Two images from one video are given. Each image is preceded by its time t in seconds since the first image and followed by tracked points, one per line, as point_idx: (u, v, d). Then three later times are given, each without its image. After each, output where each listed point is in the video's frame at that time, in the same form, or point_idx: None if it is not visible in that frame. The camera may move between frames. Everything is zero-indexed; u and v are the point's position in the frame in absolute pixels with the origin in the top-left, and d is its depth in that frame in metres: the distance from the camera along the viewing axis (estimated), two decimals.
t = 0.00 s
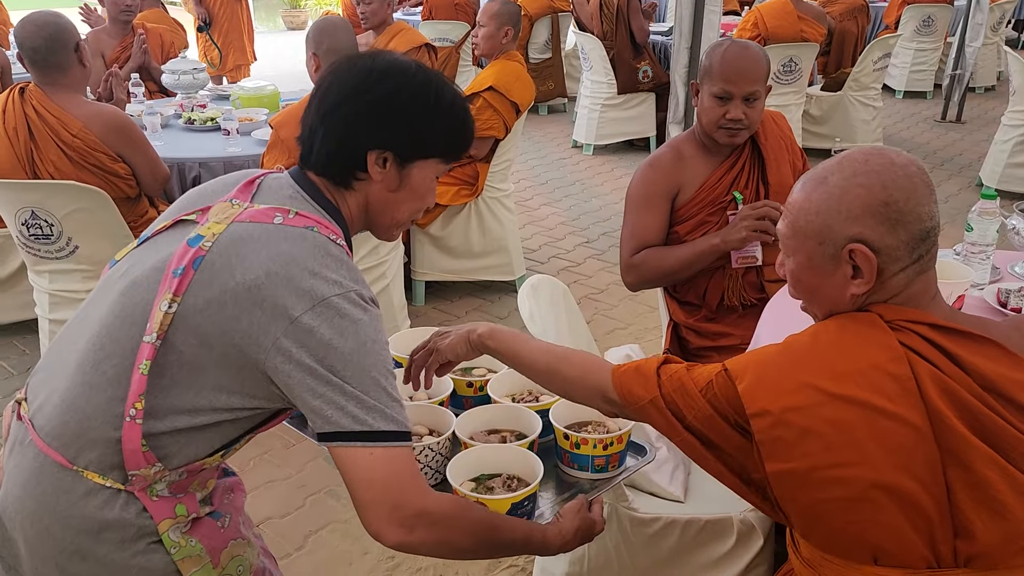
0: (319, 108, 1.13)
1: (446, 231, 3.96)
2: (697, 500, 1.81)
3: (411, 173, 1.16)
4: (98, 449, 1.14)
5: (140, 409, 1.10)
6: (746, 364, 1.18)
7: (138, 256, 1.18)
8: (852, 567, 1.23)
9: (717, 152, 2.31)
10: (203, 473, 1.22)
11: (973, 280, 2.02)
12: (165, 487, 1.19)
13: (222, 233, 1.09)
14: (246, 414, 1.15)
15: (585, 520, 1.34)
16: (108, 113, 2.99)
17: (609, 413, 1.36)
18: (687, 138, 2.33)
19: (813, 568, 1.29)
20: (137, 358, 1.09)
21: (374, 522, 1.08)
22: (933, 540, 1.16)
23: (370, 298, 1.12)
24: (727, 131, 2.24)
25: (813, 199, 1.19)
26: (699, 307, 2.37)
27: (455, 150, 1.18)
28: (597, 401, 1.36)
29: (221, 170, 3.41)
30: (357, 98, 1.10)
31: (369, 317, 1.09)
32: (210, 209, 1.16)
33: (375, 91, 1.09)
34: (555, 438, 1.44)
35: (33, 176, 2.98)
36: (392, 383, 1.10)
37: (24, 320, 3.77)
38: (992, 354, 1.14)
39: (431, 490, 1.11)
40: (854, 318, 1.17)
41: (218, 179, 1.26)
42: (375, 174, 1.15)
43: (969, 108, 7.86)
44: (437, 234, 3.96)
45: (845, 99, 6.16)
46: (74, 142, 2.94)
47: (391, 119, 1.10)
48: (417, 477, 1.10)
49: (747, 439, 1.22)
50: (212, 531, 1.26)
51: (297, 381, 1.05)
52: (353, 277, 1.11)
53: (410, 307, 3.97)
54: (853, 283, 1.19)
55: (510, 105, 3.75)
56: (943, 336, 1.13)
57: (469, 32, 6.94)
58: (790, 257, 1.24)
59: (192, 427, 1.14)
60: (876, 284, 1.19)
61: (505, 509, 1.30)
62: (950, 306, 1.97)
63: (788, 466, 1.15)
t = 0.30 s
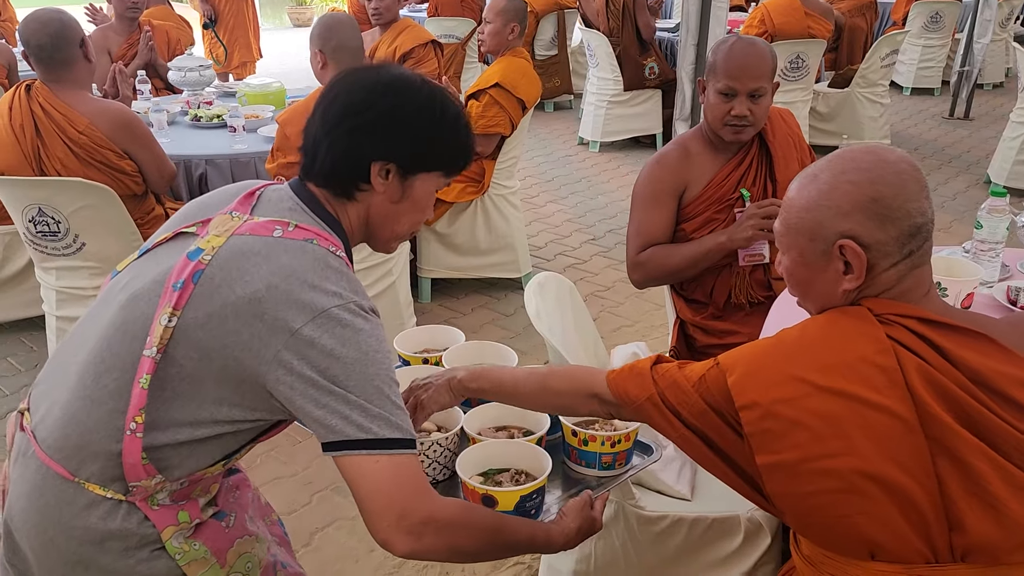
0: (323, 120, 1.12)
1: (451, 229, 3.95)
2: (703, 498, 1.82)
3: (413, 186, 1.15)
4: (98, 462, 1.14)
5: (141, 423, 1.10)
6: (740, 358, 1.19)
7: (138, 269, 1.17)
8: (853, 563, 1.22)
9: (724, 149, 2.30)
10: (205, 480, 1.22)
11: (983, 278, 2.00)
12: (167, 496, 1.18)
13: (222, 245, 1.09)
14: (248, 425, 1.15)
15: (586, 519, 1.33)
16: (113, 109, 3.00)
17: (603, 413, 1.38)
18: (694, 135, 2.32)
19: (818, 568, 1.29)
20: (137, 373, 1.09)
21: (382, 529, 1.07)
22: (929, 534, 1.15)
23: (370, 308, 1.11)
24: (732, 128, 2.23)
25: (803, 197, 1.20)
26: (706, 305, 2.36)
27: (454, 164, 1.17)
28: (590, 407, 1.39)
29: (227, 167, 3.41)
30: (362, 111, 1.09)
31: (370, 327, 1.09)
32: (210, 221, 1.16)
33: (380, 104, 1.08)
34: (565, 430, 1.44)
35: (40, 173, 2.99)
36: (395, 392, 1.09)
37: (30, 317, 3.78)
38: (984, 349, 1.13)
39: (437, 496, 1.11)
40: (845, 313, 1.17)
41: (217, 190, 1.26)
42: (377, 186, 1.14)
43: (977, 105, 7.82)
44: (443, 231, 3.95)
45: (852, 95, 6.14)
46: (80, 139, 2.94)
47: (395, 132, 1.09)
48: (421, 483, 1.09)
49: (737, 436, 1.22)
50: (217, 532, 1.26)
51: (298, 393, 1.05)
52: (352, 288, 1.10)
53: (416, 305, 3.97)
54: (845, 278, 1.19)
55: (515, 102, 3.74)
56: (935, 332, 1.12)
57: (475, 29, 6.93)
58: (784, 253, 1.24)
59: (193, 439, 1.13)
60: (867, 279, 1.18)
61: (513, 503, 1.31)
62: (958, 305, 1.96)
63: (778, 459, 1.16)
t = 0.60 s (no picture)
0: (326, 118, 1.11)
1: (456, 226, 3.94)
2: (708, 497, 1.80)
3: (410, 190, 1.14)
4: (99, 466, 1.14)
5: (140, 427, 1.09)
6: (736, 356, 1.18)
7: (135, 272, 1.17)
8: (855, 560, 1.21)
9: (730, 146, 2.29)
10: (208, 481, 1.22)
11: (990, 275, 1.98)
12: (168, 497, 1.18)
13: (217, 248, 1.08)
14: (248, 427, 1.15)
15: (598, 519, 1.33)
16: (118, 107, 3.00)
17: (603, 417, 1.36)
18: (700, 132, 2.32)
19: (820, 565, 1.28)
20: (135, 378, 1.08)
21: (391, 526, 1.07)
22: (929, 530, 1.14)
23: (366, 307, 1.11)
24: (738, 125, 2.22)
25: (802, 195, 1.19)
26: (711, 303, 2.36)
27: (451, 174, 1.16)
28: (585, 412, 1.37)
29: (231, 165, 3.41)
30: (369, 113, 1.08)
31: (366, 326, 1.08)
32: (205, 224, 1.15)
33: (384, 108, 1.08)
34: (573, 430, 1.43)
35: (46, 170, 2.99)
36: (395, 390, 1.09)
37: (35, 315, 3.79)
38: (980, 343, 1.12)
39: (445, 493, 1.11)
40: (841, 308, 1.16)
41: (214, 192, 1.26)
42: (374, 188, 1.13)
43: (983, 102, 7.80)
44: (447, 228, 3.94)
45: (857, 93, 6.12)
46: (85, 136, 2.94)
47: (396, 137, 1.09)
48: (428, 481, 1.10)
49: (737, 436, 1.23)
50: (222, 531, 1.25)
51: (298, 394, 1.05)
52: (348, 288, 1.10)
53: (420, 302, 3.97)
54: (844, 276, 1.18)
55: (520, 99, 3.74)
56: (933, 328, 1.12)
57: (479, 27, 6.92)
58: (782, 250, 1.23)
59: (194, 441, 1.13)
60: (865, 276, 1.18)
61: (527, 503, 1.29)
62: (964, 303, 1.95)
63: (776, 456, 1.15)
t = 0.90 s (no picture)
0: (310, 123, 1.11)
1: (456, 224, 3.95)
2: (707, 495, 1.81)
3: (403, 186, 1.15)
4: (99, 468, 1.14)
5: (139, 430, 1.09)
6: (732, 358, 1.19)
7: (135, 276, 1.17)
8: (852, 560, 1.22)
9: (729, 145, 2.29)
10: (207, 480, 1.22)
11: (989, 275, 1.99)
12: (167, 498, 1.18)
13: (215, 253, 1.08)
14: (247, 429, 1.15)
15: (602, 511, 1.34)
16: (119, 105, 3.01)
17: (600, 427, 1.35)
18: (699, 131, 2.33)
19: (818, 565, 1.29)
20: (135, 381, 1.08)
21: (394, 523, 1.08)
22: (926, 530, 1.15)
23: (364, 307, 1.12)
24: (738, 125, 2.23)
25: (796, 196, 1.20)
26: (711, 302, 2.36)
27: (443, 158, 1.16)
28: (583, 421, 1.36)
29: (232, 163, 3.41)
30: (348, 115, 1.08)
31: (364, 326, 1.09)
32: (203, 227, 1.15)
33: (368, 108, 1.08)
34: (577, 432, 1.41)
35: (47, 168, 2.99)
36: (395, 388, 1.10)
37: (36, 312, 3.79)
38: (971, 342, 1.13)
39: (448, 490, 1.12)
40: (835, 310, 1.17)
41: (211, 196, 1.26)
42: (366, 188, 1.14)
43: (983, 102, 7.80)
44: (447, 227, 3.95)
45: (857, 92, 6.12)
46: (86, 135, 2.95)
47: (383, 135, 1.09)
48: (431, 478, 1.10)
49: (734, 437, 1.24)
50: (221, 529, 1.25)
51: (297, 395, 1.05)
52: (345, 290, 1.10)
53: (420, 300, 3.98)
54: (837, 277, 1.19)
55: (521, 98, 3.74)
56: (927, 329, 1.13)
57: (479, 25, 6.93)
58: (776, 252, 1.24)
59: (193, 442, 1.13)
60: (859, 277, 1.18)
61: (533, 495, 1.29)
62: (963, 302, 1.95)
63: (771, 458, 1.16)
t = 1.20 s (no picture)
0: (299, 131, 1.11)
1: (453, 223, 3.94)
2: (704, 493, 1.81)
3: (397, 187, 1.14)
4: (93, 471, 1.14)
5: (134, 434, 1.09)
6: (730, 356, 1.19)
7: (129, 279, 1.17)
8: (848, 559, 1.22)
9: (728, 143, 2.30)
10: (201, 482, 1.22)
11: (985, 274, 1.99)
12: (162, 501, 1.18)
13: (210, 256, 1.08)
14: (242, 433, 1.15)
15: (601, 506, 1.33)
16: (116, 102, 3.00)
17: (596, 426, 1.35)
18: (697, 129, 2.33)
19: (814, 564, 1.29)
20: (129, 385, 1.08)
21: (393, 524, 1.08)
22: (923, 529, 1.15)
23: (359, 311, 1.11)
24: (744, 124, 2.23)
25: (794, 194, 1.19)
26: (709, 300, 2.36)
27: (435, 154, 1.15)
28: (584, 420, 1.36)
29: (229, 161, 3.41)
30: (336, 120, 1.08)
31: (359, 329, 1.09)
32: (198, 231, 1.15)
33: (354, 111, 1.08)
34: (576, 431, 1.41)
35: (43, 165, 2.98)
36: (392, 390, 1.10)
37: (33, 310, 3.79)
38: (971, 341, 1.13)
39: (446, 491, 1.12)
40: (833, 308, 1.17)
41: (207, 199, 1.26)
42: (360, 192, 1.13)
43: (980, 102, 7.81)
44: (444, 225, 3.94)
45: (855, 92, 6.12)
46: (83, 132, 2.94)
47: (372, 138, 1.08)
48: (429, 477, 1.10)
49: (733, 436, 1.24)
50: (216, 530, 1.25)
51: (292, 399, 1.05)
52: (340, 294, 1.10)
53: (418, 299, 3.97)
54: (836, 274, 1.19)
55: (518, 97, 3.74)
56: (926, 327, 1.13)
57: (477, 24, 6.93)
58: (775, 249, 1.24)
59: (188, 446, 1.13)
60: (857, 274, 1.18)
61: (532, 491, 1.29)
62: (960, 301, 1.95)
63: (770, 457, 1.16)
